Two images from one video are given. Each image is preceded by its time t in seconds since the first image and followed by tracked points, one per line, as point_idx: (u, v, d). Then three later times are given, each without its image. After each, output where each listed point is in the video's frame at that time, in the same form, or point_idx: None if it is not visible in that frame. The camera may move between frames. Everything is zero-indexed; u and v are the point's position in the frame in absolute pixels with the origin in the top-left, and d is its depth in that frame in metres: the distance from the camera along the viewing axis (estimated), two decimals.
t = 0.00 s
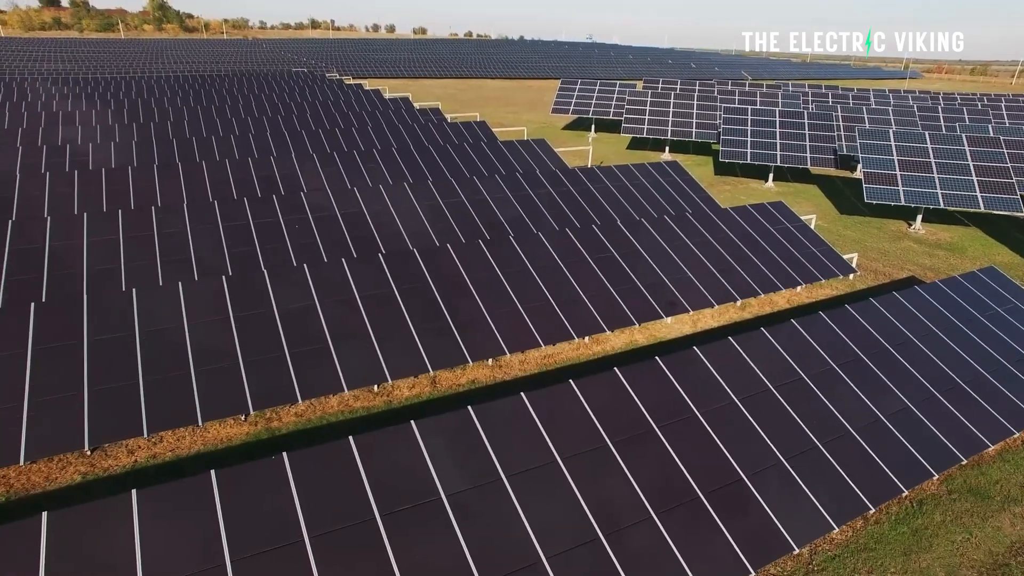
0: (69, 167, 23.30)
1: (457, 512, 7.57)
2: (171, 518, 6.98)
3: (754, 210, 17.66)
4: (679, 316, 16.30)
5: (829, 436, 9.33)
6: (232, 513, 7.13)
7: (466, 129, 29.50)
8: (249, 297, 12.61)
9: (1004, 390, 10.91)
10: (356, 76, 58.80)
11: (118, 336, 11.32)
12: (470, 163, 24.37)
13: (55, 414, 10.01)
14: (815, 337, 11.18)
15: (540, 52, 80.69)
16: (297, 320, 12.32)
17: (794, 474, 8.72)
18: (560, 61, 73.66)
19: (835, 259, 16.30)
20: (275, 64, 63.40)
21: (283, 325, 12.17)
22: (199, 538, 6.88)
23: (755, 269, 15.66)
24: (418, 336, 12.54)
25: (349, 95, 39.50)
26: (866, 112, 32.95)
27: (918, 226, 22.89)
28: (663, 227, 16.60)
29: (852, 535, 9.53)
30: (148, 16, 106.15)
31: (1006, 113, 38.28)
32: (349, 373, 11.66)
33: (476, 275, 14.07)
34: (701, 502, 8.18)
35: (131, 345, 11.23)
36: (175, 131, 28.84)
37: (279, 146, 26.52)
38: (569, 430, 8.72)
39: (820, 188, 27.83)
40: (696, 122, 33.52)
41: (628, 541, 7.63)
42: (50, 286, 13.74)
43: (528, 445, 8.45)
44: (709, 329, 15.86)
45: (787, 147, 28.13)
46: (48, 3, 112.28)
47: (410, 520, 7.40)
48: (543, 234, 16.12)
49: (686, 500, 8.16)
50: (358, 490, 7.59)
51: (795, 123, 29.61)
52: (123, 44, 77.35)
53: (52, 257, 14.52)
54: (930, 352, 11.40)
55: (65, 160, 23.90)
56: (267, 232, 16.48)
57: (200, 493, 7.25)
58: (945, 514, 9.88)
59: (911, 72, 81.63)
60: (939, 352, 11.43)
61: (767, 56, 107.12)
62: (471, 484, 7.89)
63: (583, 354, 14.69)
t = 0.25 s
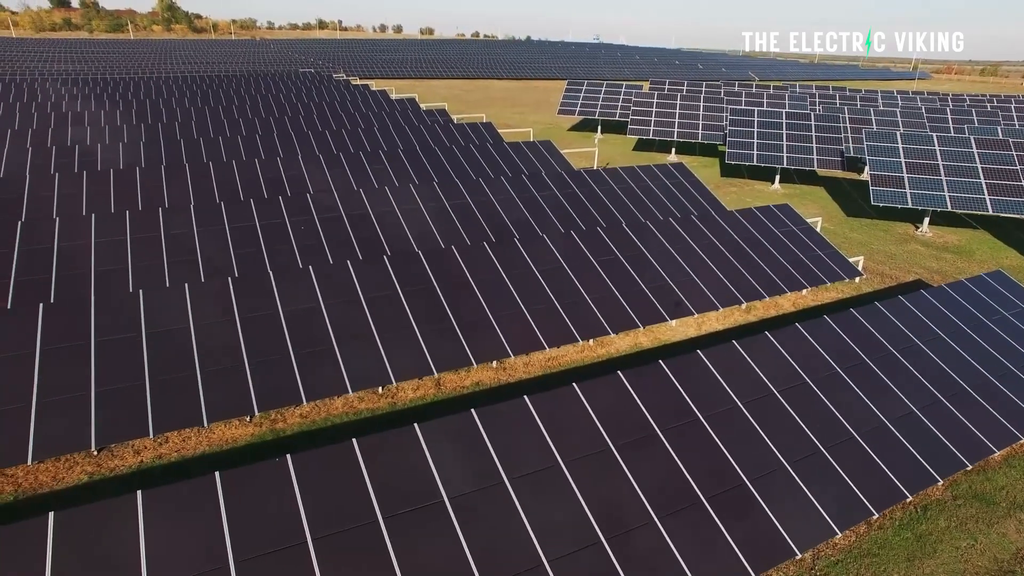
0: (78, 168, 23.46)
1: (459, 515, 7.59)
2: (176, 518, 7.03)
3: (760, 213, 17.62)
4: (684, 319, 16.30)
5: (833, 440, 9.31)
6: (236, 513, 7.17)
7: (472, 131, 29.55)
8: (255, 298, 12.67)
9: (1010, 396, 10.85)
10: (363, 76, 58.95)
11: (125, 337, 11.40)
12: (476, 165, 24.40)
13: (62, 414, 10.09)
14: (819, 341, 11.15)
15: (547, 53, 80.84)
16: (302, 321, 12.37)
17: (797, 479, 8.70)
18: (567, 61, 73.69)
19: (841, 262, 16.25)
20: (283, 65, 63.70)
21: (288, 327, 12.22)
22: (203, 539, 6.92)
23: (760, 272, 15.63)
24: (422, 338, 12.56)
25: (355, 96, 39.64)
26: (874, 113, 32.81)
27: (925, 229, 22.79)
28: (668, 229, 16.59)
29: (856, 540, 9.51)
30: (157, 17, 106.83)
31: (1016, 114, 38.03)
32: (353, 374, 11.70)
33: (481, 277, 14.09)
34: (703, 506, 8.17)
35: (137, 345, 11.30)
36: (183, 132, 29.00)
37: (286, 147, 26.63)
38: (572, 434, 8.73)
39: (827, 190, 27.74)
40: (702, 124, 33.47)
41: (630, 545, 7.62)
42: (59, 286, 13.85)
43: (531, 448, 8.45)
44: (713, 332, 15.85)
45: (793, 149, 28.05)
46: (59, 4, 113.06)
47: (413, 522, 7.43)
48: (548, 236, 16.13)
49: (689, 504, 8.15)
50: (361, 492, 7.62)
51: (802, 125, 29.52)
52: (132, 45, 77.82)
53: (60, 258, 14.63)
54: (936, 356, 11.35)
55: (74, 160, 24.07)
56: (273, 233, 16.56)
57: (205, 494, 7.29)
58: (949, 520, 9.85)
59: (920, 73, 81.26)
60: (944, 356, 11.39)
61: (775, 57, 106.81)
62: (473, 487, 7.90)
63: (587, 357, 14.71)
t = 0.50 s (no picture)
0: (83, 167, 23.56)
1: (459, 517, 7.59)
2: (177, 518, 7.06)
3: (763, 215, 17.60)
4: (687, 321, 16.30)
5: (834, 444, 9.30)
6: (237, 514, 7.20)
7: (476, 132, 29.59)
8: (258, 299, 12.70)
9: (1013, 400, 10.81)
10: (367, 76, 59.02)
11: (128, 337, 11.44)
12: (479, 166, 24.42)
13: (65, 413, 10.14)
14: (821, 343, 11.13)
15: (551, 53, 81.03)
16: (305, 322, 12.40)
17: (798, 482, 8.69)
18: (571, 62, 73.68)
19: (844, 265, 16.23)
20: (287, 65, 63.83)
21: (291, 327, 12.25)
22: (204, 540, 6.95)
23: (763, 274, 15.60)
24: (424, 339, 12.58)
25: (359, 96, 39.70)
26: (878, 115, 32.73)
27: (929, 231, 22.73)
28: (671, 231, 16.59)
29: (856, 544, 9.50)
30: (162, 16, 107.14)
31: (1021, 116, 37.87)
32: (355, 375, 11.72)
33: (483, 279, 14.11)
34: (704, 509, 8.17)
35: (141, 346, 11.34)
36: (187, 132, 29.09)
37: (290, 147, 26.68)
38: (573, 436, 8.73)
39: (830, 192, 27.68)
40: (706, 125, 33.42)
41: (630, 548, 7.62)
42: (63, 286, 13.91)
43: (532, 451, 8.46)
44: (716, 334, 15.85)
45: (797, 150, 28.00)
46: (65, 3, 113.48)
47: (413, 523, 7.45)
48: (551, 237, 16.14)
49: (689, 507, 8.15)
50: (362, 493, 7.64)
51: (806, 126, 29.46)
52: (138, 45, 78.08)
53: (65, 258, 14.70)
54: (939, 360, 11.32)
55: (79, 160, 24.18)
56: (276, 234, 16.60)
57: (206, 494, 7.33)
58: (951, 524, 9.83)
59: (925, 74, 81.03)
60: (947, 360, 11.36)
61: (780, 58, 106.56)
62: (474, 489, 7.91)
63: (589, 358, 14.72)
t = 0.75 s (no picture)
0: (88, 167, 23.64)
1: (460, 518, 7.60)
2: (179, 518, 7.08)
3: (766, 217, 17.58)
4: (689, 323, 16.30)
5: (835, 447, 9.28)
6: (238, 514, 7.22)
7: (480, 133, 29.63)
8: (261, 299, 12.73)
9: (1017, 404, 10.77)
10: (371, 76, 59.08)
11: (132, 337, 11.48)
12: (483, 166, 24.43)
13: (68, 412, 10.18)
14: (823, 346, 11.11)
15: (555, 53, 81.42)
16: (307, 322, 12.43)
17: (799, 485, 8.68)
18: (575, 62, 73.70)
19: (847, 267, 16.20)
20: (292, 64, 63.94)
21: (294, 327, 12.27)
22: (206, 539, 6.97)
23: (766, 276, 15.59)
24: (426, 340, 12.59)
25: (364, 96, 39.75)
26: (882, 117, 32.65)
27: (933, 233, 22.67)
28: (674, 233, 16.58)
29: (858, 548, 9.48)
30: (167, 15, 107.40)
31: None
32: (357, 375, 11.74)
33: (485, 280, 14.12)
34: (704, 512, 8.16)
35: (144, 346, 11.38)
36: (192, 131, 29.17)
37: (293, 147, 26.73)
38: (574, 438, 8.73)
39: (834, 194, 27.62)
40: (709, 127, 33.39)
41: (630, 550, 7.62)
42: (67, 286, 13.97)
43: (533, 452, 8.46)
44: (718, 336, 15.83)
45: (801, 152, 27.95)
46: (71, 3, 113.84)
47: (414, 524, 7.46)
48: (553, 239, 16.14)
49: (690, 509, 8.15)
50: (363, 494, 7.65)
51: (810, 128, 29.39)
52: (144, 44, 78.30)
53: (69, 258, 14.75)
54: (941, 363, 11.30)
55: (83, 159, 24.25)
56: (279, 234, 16.63)
57: (208, 494, 7.34)
58: (953, 528, 9.80)
59: (931, 75, 80.72)
60: (949, 363, 11.33)
61: (785, 59, 106.33)
62: (475, 490, 7.91)
63: (591, 360, 14.74)
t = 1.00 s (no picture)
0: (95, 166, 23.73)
1: (464, 519, 7.60)
2: (183, 517, 7.10)
3: (772, 218, 17.52)
4: (694, 324, 16.27)
5: (841, 450, 9.24)
6: (242, 513, 7.23)
7: (486, 133, 29.64)
8: (266, 298, 12.75)
9: None
10: (377, 76, 59.13)
11: (137, 335, 11.52)
12: (488, 167, 24.43)
13: (74, 409, 10.22)
14: (828, 348, 11.07)
15: (560, 53, 81.73)
16: (312, 322, 12.44)
17: (804, 488, 8.64)
18: (581, 62, 73.69)
19: (853, 269, 16.13)
20: (298, 64, 64.06)
21: (298, 327, 12.29)
22: (209, 538, 6.98)
23: (771, 278, 15.54)
24: (431, 340, 12.59)
25: (370, 96, 39.78)
26: (890, 118, 32.52)
27: (941, 235, 22.56)
28: (679, 234, 16.54)
29: (863, 551, 9.44)
30: (175, 15, 107.80)
31: None
32: (362, 376, 11.75)
33: (490, 280, 14.11)
34: (708, 514, 8.13)
35: (150, 344, 11.42)
36: (198, 131, 29.26)
37: (299, 147, 26.78)
38: (577, 439, 8.72)
39: (841, 195, 27.51)
40: (715, 128, 33.30)
41: (633, 552, 7.60)
42: (74, 284, 14.04)
43: (537, 453, 8.45)
44: (723, 338, 15.80)
45: (808, 153, 27.85)
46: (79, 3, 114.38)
47: (417, 525, 7.45)
48: (559, 239, 16.13)
49: (693, 511, 8.12)
50: (367, 494, 7.65)
51: (817, 129, 29.28)
52: (151, 44, 78.61)
53: (76, 257, 14.82)
54: (948, 366, 11.23)
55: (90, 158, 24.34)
56: (284, 234, 16.66)
57: (211, 493, 7.35)
58: (959, 532, 9.75)
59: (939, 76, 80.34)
60: (956, 366, 11.26)
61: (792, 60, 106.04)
62: (479, 490, 7.90)
63: (596, 361, 14.72)
